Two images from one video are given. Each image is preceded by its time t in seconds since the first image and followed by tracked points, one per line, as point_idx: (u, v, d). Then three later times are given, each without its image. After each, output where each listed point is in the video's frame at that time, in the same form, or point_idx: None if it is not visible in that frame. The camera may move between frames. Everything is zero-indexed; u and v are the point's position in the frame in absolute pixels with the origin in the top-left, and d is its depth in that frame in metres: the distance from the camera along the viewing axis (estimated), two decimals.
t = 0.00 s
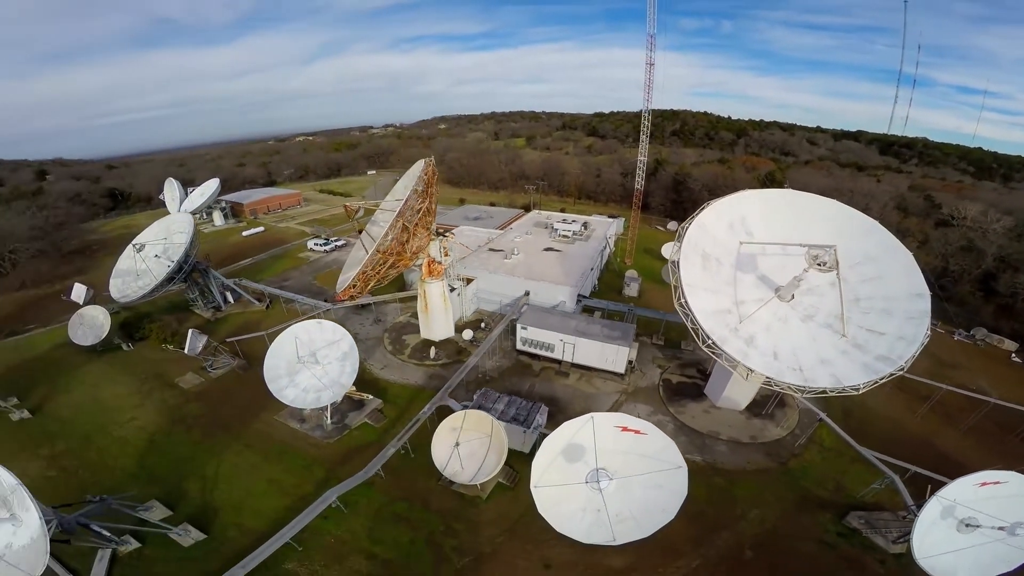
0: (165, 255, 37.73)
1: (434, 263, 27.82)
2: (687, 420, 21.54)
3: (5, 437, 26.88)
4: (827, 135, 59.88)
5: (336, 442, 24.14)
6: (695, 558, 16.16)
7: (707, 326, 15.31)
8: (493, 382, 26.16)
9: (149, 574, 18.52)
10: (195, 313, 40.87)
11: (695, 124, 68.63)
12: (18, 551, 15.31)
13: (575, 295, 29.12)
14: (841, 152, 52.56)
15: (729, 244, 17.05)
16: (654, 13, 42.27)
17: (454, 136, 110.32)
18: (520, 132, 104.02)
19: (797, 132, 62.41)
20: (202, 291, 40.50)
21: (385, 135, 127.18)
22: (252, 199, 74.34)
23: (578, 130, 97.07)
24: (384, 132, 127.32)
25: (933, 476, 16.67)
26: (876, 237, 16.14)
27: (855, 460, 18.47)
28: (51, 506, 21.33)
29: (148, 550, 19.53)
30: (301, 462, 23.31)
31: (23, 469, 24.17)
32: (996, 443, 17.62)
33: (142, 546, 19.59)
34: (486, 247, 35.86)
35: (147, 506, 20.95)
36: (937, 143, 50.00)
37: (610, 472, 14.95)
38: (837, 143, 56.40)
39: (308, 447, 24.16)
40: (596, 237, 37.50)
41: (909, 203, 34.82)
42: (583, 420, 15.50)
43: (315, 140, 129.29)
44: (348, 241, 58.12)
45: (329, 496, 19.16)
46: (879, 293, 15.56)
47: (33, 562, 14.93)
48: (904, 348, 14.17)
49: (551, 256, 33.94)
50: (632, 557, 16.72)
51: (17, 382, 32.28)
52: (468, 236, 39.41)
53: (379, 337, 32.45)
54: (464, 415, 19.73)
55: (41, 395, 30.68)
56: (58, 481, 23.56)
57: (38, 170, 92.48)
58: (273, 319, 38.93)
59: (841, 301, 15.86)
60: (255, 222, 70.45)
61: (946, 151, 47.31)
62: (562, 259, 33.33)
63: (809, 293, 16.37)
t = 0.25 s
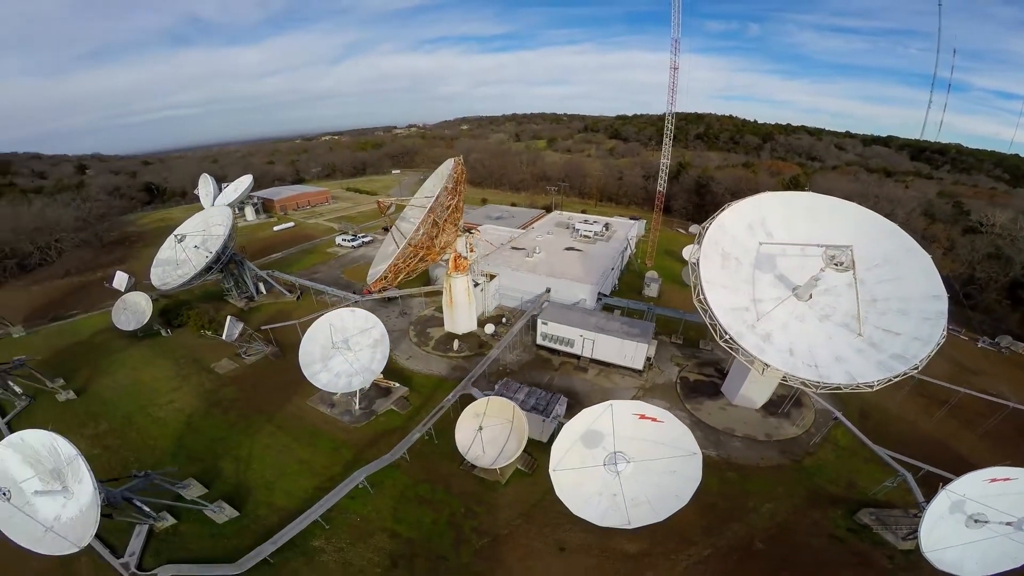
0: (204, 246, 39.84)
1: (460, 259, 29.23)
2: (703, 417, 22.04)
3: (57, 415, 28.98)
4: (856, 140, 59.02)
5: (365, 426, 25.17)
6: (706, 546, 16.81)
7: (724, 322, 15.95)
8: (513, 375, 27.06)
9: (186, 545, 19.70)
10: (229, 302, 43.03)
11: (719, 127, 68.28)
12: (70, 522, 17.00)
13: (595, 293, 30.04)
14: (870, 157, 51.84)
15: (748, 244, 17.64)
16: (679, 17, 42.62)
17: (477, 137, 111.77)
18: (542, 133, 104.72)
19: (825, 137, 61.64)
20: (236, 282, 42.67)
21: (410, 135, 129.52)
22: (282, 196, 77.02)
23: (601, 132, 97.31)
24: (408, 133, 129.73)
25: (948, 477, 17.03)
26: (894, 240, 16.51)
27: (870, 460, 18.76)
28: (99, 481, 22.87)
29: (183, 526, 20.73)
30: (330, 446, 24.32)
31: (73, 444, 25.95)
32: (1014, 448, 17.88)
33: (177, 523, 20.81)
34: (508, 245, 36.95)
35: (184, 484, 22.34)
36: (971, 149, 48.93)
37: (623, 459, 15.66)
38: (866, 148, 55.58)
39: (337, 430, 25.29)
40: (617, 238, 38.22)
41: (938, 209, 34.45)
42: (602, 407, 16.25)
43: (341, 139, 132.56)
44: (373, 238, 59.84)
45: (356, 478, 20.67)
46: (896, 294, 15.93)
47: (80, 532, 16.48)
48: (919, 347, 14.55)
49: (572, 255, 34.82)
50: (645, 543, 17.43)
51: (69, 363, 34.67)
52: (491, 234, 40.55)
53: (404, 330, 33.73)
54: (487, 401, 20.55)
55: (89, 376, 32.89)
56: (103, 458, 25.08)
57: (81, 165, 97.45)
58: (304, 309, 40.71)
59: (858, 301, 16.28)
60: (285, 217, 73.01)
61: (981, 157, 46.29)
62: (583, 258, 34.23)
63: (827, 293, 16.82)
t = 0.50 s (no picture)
0: (239, 239, 41.87)
1: (484, 254, 30.31)
2: (718, 414, 22.52)
3: (102, 396, 31.10)
4: (885, 145, 58.10)
5: (392, 413, 26.29)
6: (717, 536, 17.42)
7: (742, 318, 16.53)
8: (533, 368, 27.93)
9: (221, 521, 20.88)
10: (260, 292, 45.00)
11: (743, 130, 67.86)
12: (119, 494, 18.25)
13: (615, 292, 31.09)
14: (899, 163, 51.08)
15: (767, 244, 18.19)
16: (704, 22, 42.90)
17: (499, 138, 113.00)
18: (563, 135, 105.32)
19: (852, 142, 60.82)
20: (269, 273, 44.51)
21: (433, 135, 131.59)
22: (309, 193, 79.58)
23: (623, 135, 97.41)
24: (431, 133, 131.86)
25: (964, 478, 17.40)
26: (913, 242, 16.84)
27: (885, 460, 19.01)
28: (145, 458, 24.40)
29: (218, 503, 21.93)
30: (358, 431, 25.41)
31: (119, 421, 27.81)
32: None
33: (213, 500, 22.10)
34: (530, 244, 37.99)
35: (221, 463, 23.54)
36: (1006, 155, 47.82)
37: (640, 444, 16.38)
38: (896, 153, 54.72)
39: (364, 416, 26.46)
40: (638, 239, 38.85)
41: (967, 216, 34.06)
42: (620, 395, 17.01)
43: (366, 138, 135.50)
44: (397, 235, 61.50)
45: (383, 459, 22.05)
46: (914, 295, 16.27)
47: (129, 502, 17.76)
48: (935, 347, 14.94)
49: (593, 255, 35.70)
50: (658, 530, 18.10)
51: (112, 348, 36.98)
52: (514, 233, 41.64)
53: (428, 323, 34.93)
54: (509, 389, 21.48)
55: (130, 360, 35.06)
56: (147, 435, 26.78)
57: (119, 161, 102.09)
58: (331, 301, 42.40)
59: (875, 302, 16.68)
60: (313, 214, 75.45)
61: (1016, 164, 45.25)
62: (603, 258, 35.13)
63: (845, 293, 17.25)
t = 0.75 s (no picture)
0: (275, 233, 43.99)
1: (509, 251, 31.32)
2: (736, 412, 23.00)
3: (145, 377, 33.19)
4: (918, 151, 56.91)
5: (418, 401, 27.46)
6: (729, 526, 18.04)
7: (761, 315, 17.13)
8: (553, 363, 28.82)
9: (254, 498, 22.22)
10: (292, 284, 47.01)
11: (770, 135, 67.23)
12: (166, 469, 19.18)
13: (635, 291, 31.89)
14: (932, 169, 50.07)
15: (787, 246, 18.72)
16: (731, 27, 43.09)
17: (522, 140, 114.06)
18: (587, 138, 105.71)
19: (884, 147, 59.73)
20: (302, 265, 46.53)
21: (457, 136, 133.52)
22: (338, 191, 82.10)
23: (646, 137, 97.31)
24: (455, 134, 133.89)
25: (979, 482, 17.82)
26: (934, 245, 17.08)
27: (901, 462, 19.27)
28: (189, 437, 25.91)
29: (251, 482, 23.23)
30: (385, 417, 26.53)
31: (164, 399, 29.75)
32: None
33: (247, 480, 23.42)
34: (553, 243, 38.90)
35: (257, 443, 24.86)
36: None
37: (658, 432, 17.13)
38: (929, 159, 53.61)
39: (392, 402, 27.73)
40: (660, 241, 39.37)
41: (1000, 224, 33.52)
42: (640, 386, 17.80)
43: (392, 138, 138.31)
44: (422, 232, 63.16)
45: (411, 440, 23.57)
46: (933, 297, 16.56)
47: (175, 476, 18.70)
48: (952, 348, 15.28)
49: (615, 255, 36.41)
50: (672, 519, 18.79)
51: (156, 333, 39.36)
52: (537, 233, 42.61)
53: (452, 317, 36.18)
54: (531, 378, 22.49)
55: (171, 345, 37.27)
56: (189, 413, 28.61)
57: (158, 157, 106.74)
58: (359, 294, 44.10)
59: (894, 303, 17.03)
60: (341, 211, 77.90)
61: None
62: (625, 258, 35.87)
63: (864, 295, 17.63)
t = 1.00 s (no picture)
0: (307, 228, 45.97)
1: (531, 249, 32.32)
2: (752, 410, 23.50)
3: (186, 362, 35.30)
4: (950, 156, 55.69)
5: (442, 389, 28.71)
6: (741, 517, 18.67)
7: (778, 313, 17.73)
8: (573, 358, 29.70)
9: (287, 478, 23.53)
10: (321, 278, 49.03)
11: (795, 139, 66.56)
12: (210, 445, 20.05)
13: (655, 291, 32.58)
14: (963, 175, 49.06)
15: (806, 247, 19.22)
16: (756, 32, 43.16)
17: (544, 141, 114.87)
18: (608, 140, 105.88)
19: (914, 152, 58.59)
20: (331, 260, 48.41)
21: (479, 137, 135.05)
22: (363, 189, 84.35)
23: (669, 140, 97.01)
24: (478, 135, 135.53)
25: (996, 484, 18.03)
26: (954, 249, 17.38)
27: (916, 463, 19.58)
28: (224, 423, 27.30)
29: (285, 463, 24.54)
30: (410, 406, 27.63)
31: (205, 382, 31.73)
32: None
33: (280, 460, 24.68)
34: (574, 243, 39.77)
35: (291, 425, 26.08)
36: None
37: (676, 420, 17.83)
38: (961, 165, 52.45)
39: (418, 390, 29.02)
40: (681, 242, 39.85)
41: None
42: (658, 376, 18.56)
43: (415, 138, 140.81)
44: (445, 231, 64.65)
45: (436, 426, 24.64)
46: (952, 300, 16.87)
47: (219, 452, 19.58)
48: (968, 349, 15.62)
49: (635, 255, 37.09)
50: (685, 508, 19.48)
51: (193, 321, 41.54)
52: (558, 232, 43.54)
53: (474, 312, 37.37)
54: (551, 369, 23.51)
55: (208, 333, 39.41)
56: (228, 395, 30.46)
57: (191, 155, 110.84)
58: (385, 289, 45.74)
59: (912, 305, 17.39)
60: (367, 209, 80.13)
61: None
62: (645, 259, 36.53)
63: (882, 296, 18.01)
